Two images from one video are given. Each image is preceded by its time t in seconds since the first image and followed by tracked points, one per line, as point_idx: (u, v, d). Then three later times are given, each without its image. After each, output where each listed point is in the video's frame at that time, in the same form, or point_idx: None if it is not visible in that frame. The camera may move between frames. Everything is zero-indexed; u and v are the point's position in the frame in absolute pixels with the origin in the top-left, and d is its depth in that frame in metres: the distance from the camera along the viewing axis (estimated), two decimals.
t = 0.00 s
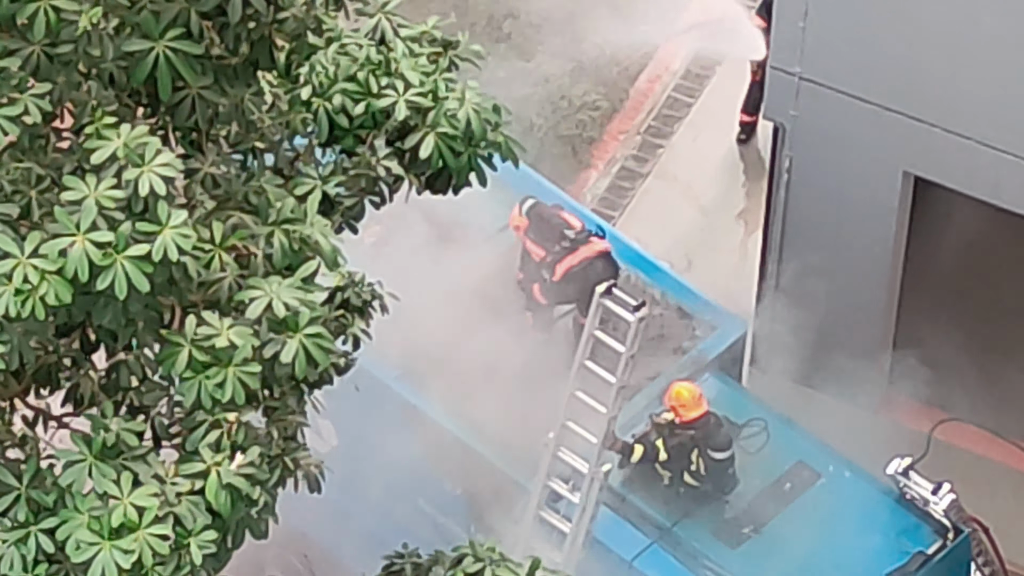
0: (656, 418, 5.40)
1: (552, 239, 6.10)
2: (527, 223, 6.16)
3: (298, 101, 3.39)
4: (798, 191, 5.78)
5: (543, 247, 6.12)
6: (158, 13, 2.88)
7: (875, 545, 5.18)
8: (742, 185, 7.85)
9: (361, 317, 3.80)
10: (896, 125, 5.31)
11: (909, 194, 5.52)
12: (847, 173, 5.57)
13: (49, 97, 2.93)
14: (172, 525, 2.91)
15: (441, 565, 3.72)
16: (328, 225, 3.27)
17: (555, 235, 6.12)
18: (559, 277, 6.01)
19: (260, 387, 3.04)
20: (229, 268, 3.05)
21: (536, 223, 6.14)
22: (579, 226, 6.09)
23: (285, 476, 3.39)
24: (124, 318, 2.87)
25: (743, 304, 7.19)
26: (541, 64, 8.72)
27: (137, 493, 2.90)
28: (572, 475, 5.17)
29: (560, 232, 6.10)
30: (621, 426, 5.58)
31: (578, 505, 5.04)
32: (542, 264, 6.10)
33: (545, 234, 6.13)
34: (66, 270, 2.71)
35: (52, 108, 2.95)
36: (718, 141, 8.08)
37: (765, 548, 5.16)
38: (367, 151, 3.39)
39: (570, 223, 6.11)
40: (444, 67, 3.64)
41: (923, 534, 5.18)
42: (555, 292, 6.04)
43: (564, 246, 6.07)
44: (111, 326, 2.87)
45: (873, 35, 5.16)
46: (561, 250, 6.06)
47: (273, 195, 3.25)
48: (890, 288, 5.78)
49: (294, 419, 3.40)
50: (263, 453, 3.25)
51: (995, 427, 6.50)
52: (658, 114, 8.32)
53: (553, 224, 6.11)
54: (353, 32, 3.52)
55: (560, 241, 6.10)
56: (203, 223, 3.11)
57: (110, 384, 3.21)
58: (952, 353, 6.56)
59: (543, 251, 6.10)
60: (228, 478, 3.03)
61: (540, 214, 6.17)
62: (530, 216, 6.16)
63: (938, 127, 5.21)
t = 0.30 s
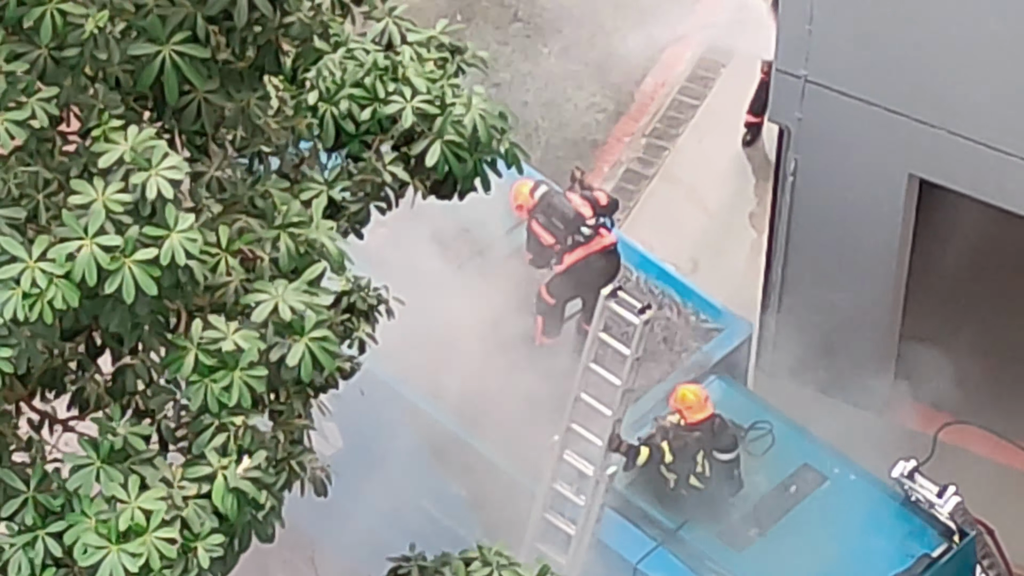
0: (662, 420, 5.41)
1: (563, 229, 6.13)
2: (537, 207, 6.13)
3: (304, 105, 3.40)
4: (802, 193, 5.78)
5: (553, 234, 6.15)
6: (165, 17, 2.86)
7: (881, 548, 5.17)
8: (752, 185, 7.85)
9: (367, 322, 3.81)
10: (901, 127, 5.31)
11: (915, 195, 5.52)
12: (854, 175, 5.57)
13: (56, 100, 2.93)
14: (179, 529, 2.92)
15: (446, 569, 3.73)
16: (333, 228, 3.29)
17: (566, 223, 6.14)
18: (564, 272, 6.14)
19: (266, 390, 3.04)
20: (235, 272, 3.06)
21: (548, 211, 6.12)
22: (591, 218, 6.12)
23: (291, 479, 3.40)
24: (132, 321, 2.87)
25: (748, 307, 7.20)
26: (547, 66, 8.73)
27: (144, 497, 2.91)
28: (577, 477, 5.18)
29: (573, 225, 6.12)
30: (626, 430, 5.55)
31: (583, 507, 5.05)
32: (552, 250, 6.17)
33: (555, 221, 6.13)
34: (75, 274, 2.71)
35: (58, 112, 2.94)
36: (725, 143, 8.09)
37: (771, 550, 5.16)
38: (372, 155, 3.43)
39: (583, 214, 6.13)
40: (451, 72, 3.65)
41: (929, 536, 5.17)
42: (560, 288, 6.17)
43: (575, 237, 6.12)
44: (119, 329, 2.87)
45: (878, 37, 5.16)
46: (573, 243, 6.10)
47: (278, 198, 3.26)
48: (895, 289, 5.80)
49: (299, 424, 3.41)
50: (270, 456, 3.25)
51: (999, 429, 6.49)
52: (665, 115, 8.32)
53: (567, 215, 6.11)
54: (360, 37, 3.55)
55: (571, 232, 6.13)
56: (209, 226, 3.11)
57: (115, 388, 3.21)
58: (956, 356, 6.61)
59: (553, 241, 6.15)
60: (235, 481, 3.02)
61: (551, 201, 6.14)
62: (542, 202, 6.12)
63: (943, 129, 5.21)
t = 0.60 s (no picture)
0: (666, 422, 5.42)
1: (564, 225, 6.08)
2: (537, 203, 6.09)
3: (310, 111, 3.35)
4: (806, 195, 5.79)
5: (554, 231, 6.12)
6: (170, 22, 2.88)
7: (887, 551, 5.18)
8: (758, 186, 7.83)
9: (371, 327, 3.81)
10: (905, 129, 5.32)
11: (919, 197, 5.52)
12: (857, 177, 5.57)
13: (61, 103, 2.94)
14: (185, 533, 2.92)
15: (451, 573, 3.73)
16: (339, 232, 3.27)
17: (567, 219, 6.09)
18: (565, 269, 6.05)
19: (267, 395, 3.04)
20: (238, 277, 3.06)
21: (548, 207, 6.08)
22: (592, 214, 6.08)
23: (293, 484, 3.40)
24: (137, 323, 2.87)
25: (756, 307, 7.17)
26: (553, 67, 8.76)
27: (149, 501, 2.92)
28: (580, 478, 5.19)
29: (575, 218, 6.06)
30: (630, 432, 5.54)
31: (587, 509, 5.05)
32: (553, 248, 6.14)
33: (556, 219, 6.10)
34: (81, 276, 2.69)
35: (64, 115, 2.95)
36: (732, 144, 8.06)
37: (776, 551, 5.18)
38: (376, 161, 3.39)
39: (584, 210, 6.08)
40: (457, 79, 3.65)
41: (934, 539, 5.16)
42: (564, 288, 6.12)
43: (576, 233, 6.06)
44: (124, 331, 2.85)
45: (882, 39, 5.16)
46: (575, 238, 6.03)
47: (283, 202, 3.26)
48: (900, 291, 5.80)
49: (304, 429, 3.41)
50: (272, 461, 3.25)
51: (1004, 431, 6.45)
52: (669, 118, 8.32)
53: (568, 210, 6.06)
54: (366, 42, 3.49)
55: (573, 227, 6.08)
56: (213, 229, 3.12)
57: (119, 392, 3.21)
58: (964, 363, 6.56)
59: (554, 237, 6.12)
60: (235, 487, 3.02)
61: (551, 198, 6.10)
62: (543, 198, 6.08)
63: (947, 130, 5.21)
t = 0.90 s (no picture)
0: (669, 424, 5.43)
1: (565, 225, 6.08)
2: (538, 203, 6.09)
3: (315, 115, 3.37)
4: (811, 197, 5.79)
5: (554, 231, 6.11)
6: (173, 26, 2.89)
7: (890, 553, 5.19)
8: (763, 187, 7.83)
9: (375, 332, 3.83)
10: (909, 132, 5.31)
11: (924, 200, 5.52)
12: (861, 181, 5.58)
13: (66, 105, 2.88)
14: (190, 536, 2.93)
15: None
16: (344, 237, 3.28)
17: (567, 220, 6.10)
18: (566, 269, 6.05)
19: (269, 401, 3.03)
20: (242, 280, 3.05)
21: (549, 207, 6.09)
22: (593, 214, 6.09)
23: (295, 490, 3.41)
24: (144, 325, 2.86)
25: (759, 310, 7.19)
26: (557, 70, 8.79)
27: (154, 504, 2.92)
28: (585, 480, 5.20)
29: (575, 219, 6.08)
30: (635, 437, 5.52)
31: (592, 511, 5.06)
32: (553, 248, 6.11)
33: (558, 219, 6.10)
34: (87, 276, 2.70)
35: (70, 117, 2.91)
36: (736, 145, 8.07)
37: (780, 555, 5.20)
38: (380, 166, 3.41)
39: (585, 211, 6.09)
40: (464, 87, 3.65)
41: (938, 542, 5.15)
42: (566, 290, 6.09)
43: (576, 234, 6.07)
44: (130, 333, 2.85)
45: (887, 41, 5.16)
46: (576, 237, 6.04)
47: (289, 206, 3.25)
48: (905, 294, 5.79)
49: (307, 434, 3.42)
50: (273, 467, 3.26)
51: (1010, 433, 6.38)
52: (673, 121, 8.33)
53: (570, 210, 6.07)
54: (373, 47, 3.51)
55: (574, 228, 6.09)
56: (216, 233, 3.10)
57: (122, 396, 3.21)
58: (971, 366, 6.57)
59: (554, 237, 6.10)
60: (235, 492, 3.03)
61: (552, 198, 6.11)
62: (544, 198, 6.09)
63: (952, 133, 5.20)
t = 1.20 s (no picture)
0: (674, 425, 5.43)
1: (571, 226, 5.98)
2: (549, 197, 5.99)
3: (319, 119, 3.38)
4: (816, 198, 5.80)
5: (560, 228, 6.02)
6: (178, 28, 2.86)
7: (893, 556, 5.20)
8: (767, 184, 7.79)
9: (380, 334, 3.83)
10: (914, 134, 5.31)
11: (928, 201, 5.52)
12: (864, 183, 5.59)
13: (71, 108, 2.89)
14: (195, 537, 2.93)
15: None
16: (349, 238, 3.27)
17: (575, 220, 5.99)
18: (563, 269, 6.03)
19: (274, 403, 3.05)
20: (246, 284, 3.06)
21: (559, 204, 5.98)
22: (601, 219, 5.97)
23: (299, 492, 3.42)
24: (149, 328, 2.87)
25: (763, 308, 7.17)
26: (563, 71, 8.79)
27: (159, 507, 2.92)
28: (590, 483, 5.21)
29: (584, 224, 5.96)
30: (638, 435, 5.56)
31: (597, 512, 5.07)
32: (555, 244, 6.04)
33: (566, 216, 6.01)
34: (92, 279, 2.69)
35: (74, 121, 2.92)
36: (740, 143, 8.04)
37: (785, 557, 5.21)
38: (385, 171, 3.41)
39: (594, 214, 5.96)
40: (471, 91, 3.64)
41: (942, 544, 5.17)
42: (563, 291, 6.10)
43: (582, 236, 5.97)
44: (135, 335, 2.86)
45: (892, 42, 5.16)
46: (579, 241, 5.96)
47: (293, 208, 3.26)
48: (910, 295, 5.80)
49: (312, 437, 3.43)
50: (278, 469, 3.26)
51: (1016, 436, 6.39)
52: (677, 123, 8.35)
53: (579, 212, 5.95)
54: (379, 53, 3.44)
55: (580, 230, 5.99)
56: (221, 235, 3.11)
57: (126, 399, 3.22)
58: (976, 371, 6.56)
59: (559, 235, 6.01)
60: (241, 495, 3.03)
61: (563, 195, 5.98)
62: (555, 195, 5.97)
63: (957, 135, 5.20)
